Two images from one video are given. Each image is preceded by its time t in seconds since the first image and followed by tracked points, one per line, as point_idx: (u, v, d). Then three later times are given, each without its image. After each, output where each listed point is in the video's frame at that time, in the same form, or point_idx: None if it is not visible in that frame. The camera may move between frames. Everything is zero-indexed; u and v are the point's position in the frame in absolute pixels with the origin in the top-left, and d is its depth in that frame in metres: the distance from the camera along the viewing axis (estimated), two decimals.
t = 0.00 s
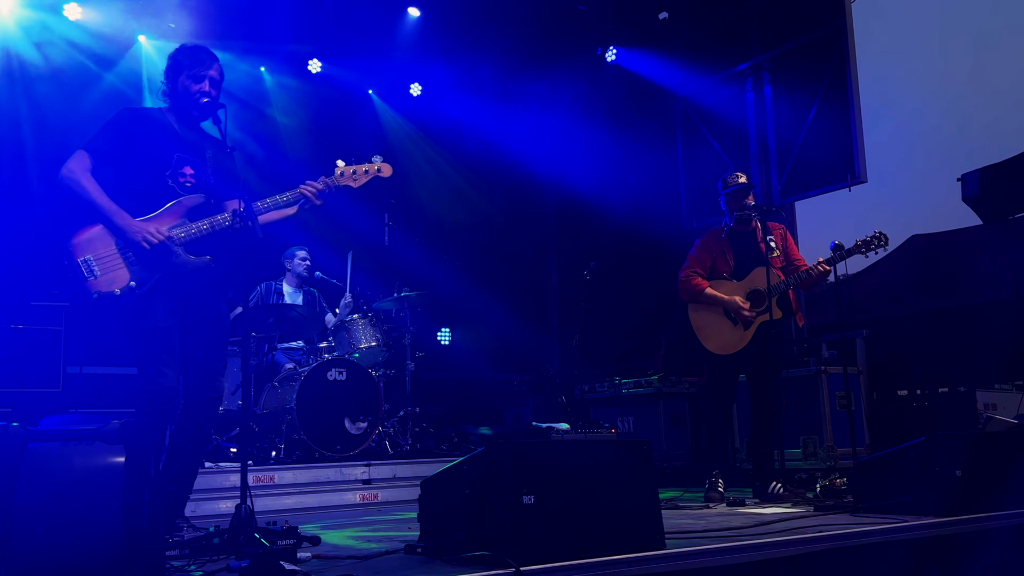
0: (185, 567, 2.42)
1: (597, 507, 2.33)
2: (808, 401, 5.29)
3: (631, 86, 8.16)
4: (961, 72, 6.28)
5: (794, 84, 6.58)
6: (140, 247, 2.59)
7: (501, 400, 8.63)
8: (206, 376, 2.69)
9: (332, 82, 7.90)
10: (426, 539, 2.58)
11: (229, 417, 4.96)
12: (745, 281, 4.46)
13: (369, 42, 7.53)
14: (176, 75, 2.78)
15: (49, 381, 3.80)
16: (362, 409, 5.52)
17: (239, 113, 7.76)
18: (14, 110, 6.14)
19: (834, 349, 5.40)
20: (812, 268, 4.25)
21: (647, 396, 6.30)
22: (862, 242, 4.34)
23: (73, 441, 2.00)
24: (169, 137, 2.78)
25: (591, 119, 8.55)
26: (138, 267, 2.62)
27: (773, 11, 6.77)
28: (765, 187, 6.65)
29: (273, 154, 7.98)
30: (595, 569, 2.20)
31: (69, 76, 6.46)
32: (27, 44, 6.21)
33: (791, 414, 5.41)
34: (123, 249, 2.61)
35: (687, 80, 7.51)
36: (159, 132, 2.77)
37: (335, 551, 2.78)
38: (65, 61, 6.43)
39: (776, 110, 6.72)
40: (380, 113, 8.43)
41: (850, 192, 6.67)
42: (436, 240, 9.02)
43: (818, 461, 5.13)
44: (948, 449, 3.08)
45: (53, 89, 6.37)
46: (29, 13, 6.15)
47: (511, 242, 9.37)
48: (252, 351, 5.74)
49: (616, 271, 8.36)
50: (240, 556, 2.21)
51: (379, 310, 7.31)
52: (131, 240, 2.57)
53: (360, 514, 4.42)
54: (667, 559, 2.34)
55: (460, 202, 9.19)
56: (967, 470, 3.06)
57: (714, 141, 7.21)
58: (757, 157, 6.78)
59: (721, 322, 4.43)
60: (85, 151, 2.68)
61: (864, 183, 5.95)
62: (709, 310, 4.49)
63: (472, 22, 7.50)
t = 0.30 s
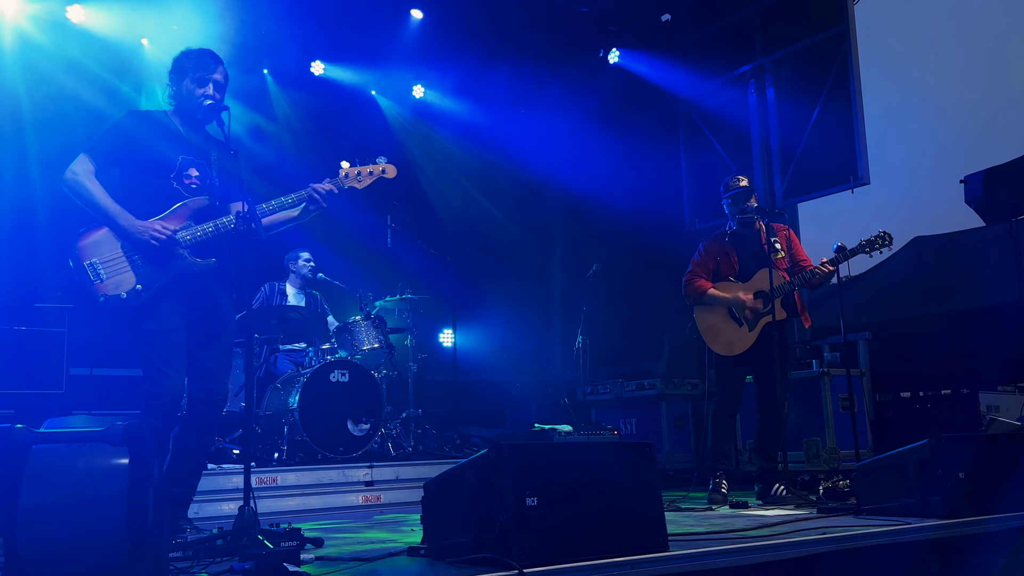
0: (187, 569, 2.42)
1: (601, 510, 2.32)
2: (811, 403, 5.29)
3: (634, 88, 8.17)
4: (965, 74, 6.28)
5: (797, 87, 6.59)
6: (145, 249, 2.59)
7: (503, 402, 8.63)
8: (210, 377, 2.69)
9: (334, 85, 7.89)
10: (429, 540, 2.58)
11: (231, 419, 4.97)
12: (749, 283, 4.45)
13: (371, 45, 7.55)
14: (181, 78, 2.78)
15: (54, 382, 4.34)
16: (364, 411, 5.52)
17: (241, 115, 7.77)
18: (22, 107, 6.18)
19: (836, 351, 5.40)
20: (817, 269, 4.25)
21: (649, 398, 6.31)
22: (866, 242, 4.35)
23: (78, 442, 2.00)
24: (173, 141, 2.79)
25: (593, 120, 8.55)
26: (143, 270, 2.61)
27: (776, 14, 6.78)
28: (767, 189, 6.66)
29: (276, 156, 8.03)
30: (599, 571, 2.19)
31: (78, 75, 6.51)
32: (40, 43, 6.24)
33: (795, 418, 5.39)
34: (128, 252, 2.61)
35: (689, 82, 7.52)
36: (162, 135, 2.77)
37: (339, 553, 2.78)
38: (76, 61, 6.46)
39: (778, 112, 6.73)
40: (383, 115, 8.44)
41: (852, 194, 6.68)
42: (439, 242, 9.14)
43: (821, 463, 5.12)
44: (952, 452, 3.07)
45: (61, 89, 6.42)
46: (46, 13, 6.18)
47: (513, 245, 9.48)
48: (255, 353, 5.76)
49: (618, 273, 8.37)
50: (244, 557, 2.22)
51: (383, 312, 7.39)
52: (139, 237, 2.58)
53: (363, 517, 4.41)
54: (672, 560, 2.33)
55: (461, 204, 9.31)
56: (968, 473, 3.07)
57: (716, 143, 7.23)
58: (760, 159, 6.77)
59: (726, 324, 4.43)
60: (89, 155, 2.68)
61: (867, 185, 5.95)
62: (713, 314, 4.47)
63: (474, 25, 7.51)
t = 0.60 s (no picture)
0: (189, 570, 2.42)
1: (604, 510, 2.32)
2: (812, 404, 5.29)
3: (636, 90, 8.16)
4: (968, 76, 6.30)
5: (799, 88, 6.58)
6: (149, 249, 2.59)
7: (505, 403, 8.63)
8: (211, 378, 2.70)
9: (335, 86, 7.88)
10: (431, 541, 2.59)
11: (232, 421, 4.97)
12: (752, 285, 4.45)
13: (373, 46, 7.54)
14: (184, 78, 2.78)
15: (55, 383, 4.38)
16: (365, 412, 5.51)
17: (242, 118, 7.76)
18: (30, 114, 6.26)
19: (838, 352, 5.41)
20: (819, 270, 4.24)
21: (651, 400, 6.30)
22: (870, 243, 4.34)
23: (79, 444, 2.00)
24: (175, 140, 2.79)
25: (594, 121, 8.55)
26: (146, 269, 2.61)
27: (777, 14, 6.77)
28: (769, 191, 6.66)
29: (278, 157, 8.05)
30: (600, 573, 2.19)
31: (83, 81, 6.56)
32: (45, 50, 6.27)
33: (798, 420, 5.38)
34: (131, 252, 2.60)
35: (690, 83, 7.51)
36: (165, 135, 2.77)
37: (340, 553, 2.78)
38: (81, 67, 6.51)
39: (780, 113, 6.72)
40: (383, 117, 8.42)
41: (854, 193, 6.65)
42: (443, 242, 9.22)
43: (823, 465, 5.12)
44: (953, 453, 3.07)
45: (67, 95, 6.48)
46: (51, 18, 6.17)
47: (516, 246, 9.48)
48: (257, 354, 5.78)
49: (620, 274, 8.37)
50: (245, 557, 2.23)
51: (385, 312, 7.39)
52: (142, 243, 2.56)
53: (364, 518, 4.41)
54: (675, 562, 2.32)
55: (462, 206, 9.35)
56: (970, 475, 3.07)
57: (718, 144, 7.23)
58: (761, 161, 6.77)
59: (729, 326, 4.43)
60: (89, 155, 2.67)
61: (869, 186, 5.94)
62: (717, 316, 4.47)
63: (476, 26, 7.51)
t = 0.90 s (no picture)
0: (191, 571, 2.42)
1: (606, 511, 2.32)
2: (814, 406, 5.28)
3: (637, 91, 8.16)
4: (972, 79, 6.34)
5: (800, 89, 6.58)
6: (152, 252, 2.59)
7: (506, 404, 8.62)
8: (214, 379, 2.71)
9: (337, 87, 7.88)
10: (432, 544, 2.59)
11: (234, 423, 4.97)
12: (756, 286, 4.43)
13: (375, 47, 7.54)
14: (185, 79, 2.78)
15: (58, 384, 4.39)
16: (367, 413, 5.50)
17: (244, 118, 7.77)
18: (35, 115, 6.28)
19: (840, 354, 5.41)
20: (823, 271, 4.23)
21: (653, 401, 6.30)
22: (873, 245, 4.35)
23: (81, 445, 2.00)
24: (178, 142, 2.79)
25: (595, 122, 8.55)
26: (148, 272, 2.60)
27: (779, 16, 6.76)
28: (770, 192, 6.66)
29: (280, 157, 8.07)
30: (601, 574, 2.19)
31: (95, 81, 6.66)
32: (59, 53, 6.34)
33: (799, 421, 5.37)
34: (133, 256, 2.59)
35: (692, 85, 7.50)
36: (167, 137, 2.77)
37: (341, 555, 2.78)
38: (90, 69, 6.59)
39: (782, 115, 6.71)
40: (384, 117, 8.42)
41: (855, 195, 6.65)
42: (443, 242, 9.15)
43: (824, 466, 5.11)
44: (955, 456, 3.05)
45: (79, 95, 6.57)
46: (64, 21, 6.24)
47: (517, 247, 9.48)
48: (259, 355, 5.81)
49: (621, 276, 8.37)
50: (247, 559, 2.23)
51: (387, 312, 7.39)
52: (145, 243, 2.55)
53: (365, 520, 4.41)
54: (676, 563, 2.33)
55: (463, 206, 9.35)
56: (972, 476, 3.06)
57: (720, 146, 7.23)
58: (762, 162, 6.77)
59: (732, 327, 4.44)
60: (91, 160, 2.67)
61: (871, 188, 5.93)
62: (721, 318, 4.48)
63: (477, 28, 7.50)
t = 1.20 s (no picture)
0: (191, 570, 2.42)
1: (606, 511, 2.33)
2: (814, 407, 5.28)
3: (638, 92, 8.16)
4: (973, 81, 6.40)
5: (801, 90, 6.59)
6: (155, 252, 2.59)
7: (506, 404, 8.63)
8: (216, 378, 2.71)
9: (338, 87, 7.88)
10: (433, 543, 2.60)
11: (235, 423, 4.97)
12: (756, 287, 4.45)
13: (374, 47, 7.53)
14: (186, 78, 2.78)
15: (59, 384, 4.38)
16: (367, 413, 5.51)
17: (244, 118, 7.77)
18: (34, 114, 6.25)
19: (840, 354, 5.41)
20: (824, 273, 4.22)
21: (654, 401, 6.30)
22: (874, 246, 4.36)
23: (83, 445, 2.00)
24: (180, 143, 2.80)
25: (596, 123, 8.55)
26: (152, 272, 2.62)
27: (779, 16, 6.76)
28: (771, 193, 6.67)
29: (281, 157, 8.08)
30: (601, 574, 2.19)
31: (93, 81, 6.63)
32: (57, 51, 6.33)
33: (800, 421, 5.37)
34: (137, 256, 2.61)
35: (693, 85, 7.50)
36: (169, 137, 2.78)
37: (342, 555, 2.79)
38: (90, 68, 6.58)
39: (783, 115, 6.71)
40: (385, 118, 8.43)
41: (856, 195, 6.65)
42: (444, 242, 9.20)
43: (825, 467, 5.12)
44: (955, 456, 3.04)
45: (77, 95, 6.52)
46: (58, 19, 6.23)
47: (518, 247, 9.50)
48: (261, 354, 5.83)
49: (622, 276, 8.37)
50: (248, 559, 2.23)
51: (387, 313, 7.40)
52: (148, 243, 2.57)
53: (366, 520, 4.42)
54: (676, 563, 2.33)
55: (464, 205, 9.39)
56: (972, 477, 3.05)
57: (721, 146, 7.22)
58: (763, 162, 6.77)
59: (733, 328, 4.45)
60: (93, 160, 2.69)
61: (872, 188, 5.92)
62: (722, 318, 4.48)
63: (478, 28, 7.50)
